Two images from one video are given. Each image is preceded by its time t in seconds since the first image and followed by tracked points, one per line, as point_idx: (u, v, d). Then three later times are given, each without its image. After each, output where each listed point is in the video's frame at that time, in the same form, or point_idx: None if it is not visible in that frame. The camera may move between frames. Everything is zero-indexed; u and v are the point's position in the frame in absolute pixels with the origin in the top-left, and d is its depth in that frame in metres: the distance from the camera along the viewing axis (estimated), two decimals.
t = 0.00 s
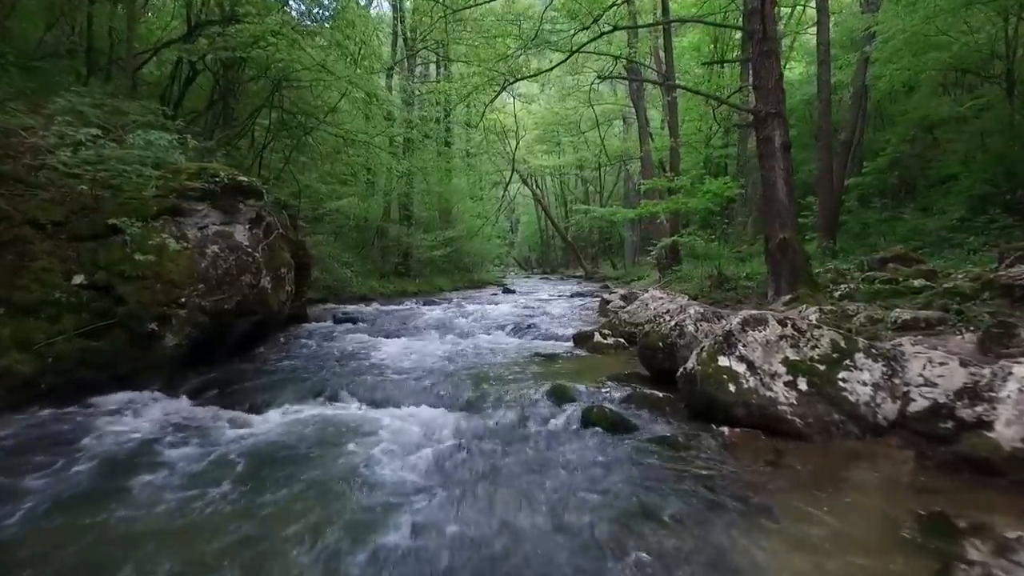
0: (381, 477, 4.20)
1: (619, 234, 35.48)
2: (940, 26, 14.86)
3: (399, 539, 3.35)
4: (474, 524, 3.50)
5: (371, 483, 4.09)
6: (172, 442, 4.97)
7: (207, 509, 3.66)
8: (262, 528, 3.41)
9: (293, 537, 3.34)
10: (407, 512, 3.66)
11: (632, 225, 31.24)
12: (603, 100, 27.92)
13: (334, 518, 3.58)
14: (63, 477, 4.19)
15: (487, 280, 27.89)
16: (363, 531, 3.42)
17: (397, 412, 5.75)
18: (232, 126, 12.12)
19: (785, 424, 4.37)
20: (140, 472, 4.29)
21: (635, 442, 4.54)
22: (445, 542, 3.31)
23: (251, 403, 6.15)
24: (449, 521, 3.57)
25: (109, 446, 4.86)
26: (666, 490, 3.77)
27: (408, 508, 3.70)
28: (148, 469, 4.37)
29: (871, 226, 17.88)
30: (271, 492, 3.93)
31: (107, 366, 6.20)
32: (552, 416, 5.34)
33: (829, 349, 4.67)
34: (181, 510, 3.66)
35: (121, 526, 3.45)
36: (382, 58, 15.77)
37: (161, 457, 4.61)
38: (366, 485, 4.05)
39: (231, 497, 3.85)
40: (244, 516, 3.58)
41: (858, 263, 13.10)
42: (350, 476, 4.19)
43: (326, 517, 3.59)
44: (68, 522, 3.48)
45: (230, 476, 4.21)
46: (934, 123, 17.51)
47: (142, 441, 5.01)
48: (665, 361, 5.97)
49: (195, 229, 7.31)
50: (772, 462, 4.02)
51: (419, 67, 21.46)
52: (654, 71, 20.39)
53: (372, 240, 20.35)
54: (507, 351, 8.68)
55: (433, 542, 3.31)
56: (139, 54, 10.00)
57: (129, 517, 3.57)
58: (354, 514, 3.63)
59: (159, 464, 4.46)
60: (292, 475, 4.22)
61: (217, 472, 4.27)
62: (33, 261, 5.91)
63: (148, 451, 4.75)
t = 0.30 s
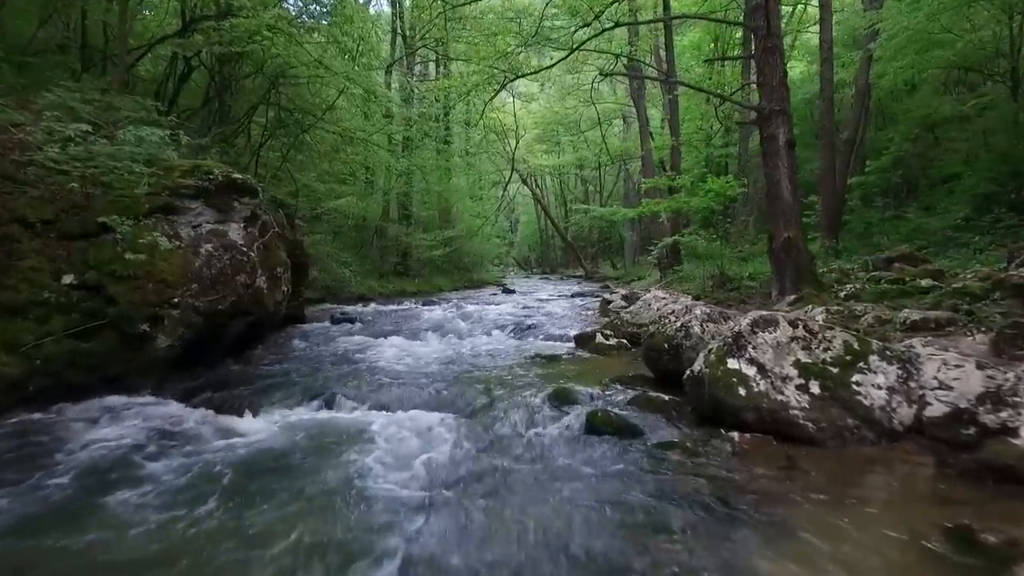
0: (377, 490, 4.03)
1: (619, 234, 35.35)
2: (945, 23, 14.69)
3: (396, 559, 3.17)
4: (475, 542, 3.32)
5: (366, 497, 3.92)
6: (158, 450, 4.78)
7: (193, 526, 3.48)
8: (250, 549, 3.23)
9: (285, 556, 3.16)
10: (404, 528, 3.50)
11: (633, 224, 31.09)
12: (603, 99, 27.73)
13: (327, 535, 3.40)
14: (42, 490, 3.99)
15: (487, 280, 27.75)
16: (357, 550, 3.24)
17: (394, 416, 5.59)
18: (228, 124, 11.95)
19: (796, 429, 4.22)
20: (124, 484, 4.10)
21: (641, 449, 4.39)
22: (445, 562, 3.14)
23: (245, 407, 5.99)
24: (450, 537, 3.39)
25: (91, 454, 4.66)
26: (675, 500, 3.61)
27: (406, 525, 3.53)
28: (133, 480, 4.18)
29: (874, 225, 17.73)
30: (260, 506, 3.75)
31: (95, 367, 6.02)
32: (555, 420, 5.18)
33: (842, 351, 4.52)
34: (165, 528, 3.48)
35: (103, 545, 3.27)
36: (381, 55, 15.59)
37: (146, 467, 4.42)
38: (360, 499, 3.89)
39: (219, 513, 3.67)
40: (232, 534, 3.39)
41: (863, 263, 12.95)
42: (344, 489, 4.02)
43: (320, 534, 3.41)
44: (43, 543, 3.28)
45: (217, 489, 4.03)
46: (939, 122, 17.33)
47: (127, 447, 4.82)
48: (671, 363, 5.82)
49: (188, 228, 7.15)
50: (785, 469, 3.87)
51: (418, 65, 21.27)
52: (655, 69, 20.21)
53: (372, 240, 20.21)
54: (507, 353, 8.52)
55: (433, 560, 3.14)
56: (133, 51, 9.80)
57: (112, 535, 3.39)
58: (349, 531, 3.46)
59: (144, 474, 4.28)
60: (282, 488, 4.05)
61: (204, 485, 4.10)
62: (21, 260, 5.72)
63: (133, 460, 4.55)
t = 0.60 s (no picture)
0: (372, 504, 3.81)
1: (619, 234, 35.20)
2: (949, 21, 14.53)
3: None
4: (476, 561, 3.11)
5: (360, 511, 3.71)
6: (140, 462, 4.54)
7: (173, 547, 3.24)
8: (233, 573, 2.98)
9: None
10: (401, 549, 3.27)
11: (633, 224, 30.93)
12: (603, 98, 27.55)
13: (318, 556, 3.17)
14: (20, 504, 3.78)
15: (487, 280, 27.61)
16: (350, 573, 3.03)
17: (392, 420, 5.43)
18: (225, 122, 11.77)
19: (810, 434, 4.05)
20: (103, 499, 3.87)
21: (649, 456, 4.22)
22: None
23: (239, 410, 5.82)
24: (449, 556, 3.19)
25: (68, 467, 4.40)
26: (687, 512, 3.44)
27: (404, 543, 3.33)
28: (112, 495, 3.94)
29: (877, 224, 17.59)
30: (246, 523, 3.51)
31: (84, 369, 5.85)
32: (558, 424, 5.02)
33: (857, 353, 4.36)
34: (140, 553, 3.21)
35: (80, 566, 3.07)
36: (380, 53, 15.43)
37: (125, 481, 4.17)
38: (353, 514, 3.67)
39: (200, 531, 3.42)
40: (218, 552, 3.19)
41: (868, 262, 12.79)
42: (337, 504, 3.80)
43: (313, 553, 3.20)
44: (14, 565, 3.06)
45: (201, 504, 3.80)
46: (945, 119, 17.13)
47: (108, 459, 4.57)
48: (677, 365, 5.65)
49: (181, 226, 6.97)
50: (801, 478, 3.69)
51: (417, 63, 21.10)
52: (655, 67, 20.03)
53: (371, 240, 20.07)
54: (508, 354, 8.36)
55: None
56: (125, 48, 9.57)
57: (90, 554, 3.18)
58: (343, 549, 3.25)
59: (124, 488, 4.04)
60: (271, 502, 3.82)
61: (188, 499, 3.86)
62: (9, 259, 5.58)
63: (115, 472, 4.31)
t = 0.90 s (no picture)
0: (366, 516, 3.65)
1: (619, 233, 35.06)
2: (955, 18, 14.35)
3: None
4: None
5: (355, 524, 3.55)
6: (121, 474, 4.31)
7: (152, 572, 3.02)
8: None
9: None
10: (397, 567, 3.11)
11: (633, 224, 30.83)
12: (602, 97, 27.38)
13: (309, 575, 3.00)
14: None
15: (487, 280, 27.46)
16: None
17: (389, 424, 5.27)
18: (221, 119, 11.57)
19: (823, 439, 3.90)
20: (79, 515, 3.65)
21: (655, 464, 4.07)
22: None
23: (233, 413, 5.67)
24: None
25: (46, 477, 4.19)
26: (698, 524, 3.30)
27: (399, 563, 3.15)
28: (91, 510, 3.73)
29: (880, 224, 17.46)
30: (231, 542, 3.30)
31: (74, 371, 5.67)
32: (561, 430, 4.87)
33: (870, 355, 4.22)
34: None
35: None
36: (378, 50, 15.24)
37: (104, 496, 3.93)
38: (347, 529, 3.49)
39: (184, 548, 3.24)
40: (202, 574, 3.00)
41: (872, 262, 12.64)
42: (330, 519, 3.61)
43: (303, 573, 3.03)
44: None
45: (184, 520, 3.58)
46: (949, 118, 16.99)
47: (87, 471, 4.33)
48: (683, 367, 5.50)
49: (174, 224, 6.82)
50: (814, 485, 3.55)
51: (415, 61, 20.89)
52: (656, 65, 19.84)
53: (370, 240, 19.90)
54: (508, 355, 8.21)
55: None
56: (117, 44, 9.38)
57: None
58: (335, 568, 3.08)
59: (103, 503, 3.82)
60: (259, 517, 3.62)
61: (170, 515, 3.65)
62: None
63: (94, 486, 4.09)
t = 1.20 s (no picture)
0: (361, 526, 3.47)
1: (619, 233, 34.87)
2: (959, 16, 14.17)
3: None
4: None
5: (349, 535, 3.38)
6: (101, 486, 4.04)
7: None
8: None
9: None
10: None
11: (633, 223, 30.65)
12: (602, 96, 27.18)
13: None
14: None
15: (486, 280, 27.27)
16: None
17: (387, 430, 5.11)
18: (217, 116, 11.36)
19: (838, 445, 3.75)
20: (59, 528, 3.42)
21: (662, 472, 3.92)
22: None
23: (227, 417, 5.51)
24: None
25: (27, 484, 4.02)
26: (708, 536, 3.15)
27: None
28: (68, 527, 3.47)
29: (882, 223, 17.32)
30: (219, 555, 3.11)
31: (63, 374, 5.51)
32: (565, 435, 4.71)
33: (886, 356, 4.06)
34: None
35: None
36: (377, 47, 15.03)
37: (83, 511, 3.66)
38: (340, 540, 3.32)
39: (168, 561, 3.07)
40: None
41: (877, 262, 12.48)
42: (323, 530, 3.40)
43: None
44: None
45: (170, 536, 3.33)
46: (952, 117, 16.86)
47: (65, 483, 4.07)
48: (689, 370, 5.34)
49: (167, 222, 6.65)
50: (831, 493, 3.40)
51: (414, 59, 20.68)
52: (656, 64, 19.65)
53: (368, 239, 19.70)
54: (508, 357, 8.03)
55: None
56: (112, 39, 9.17)
57: None
58: None
59: (81, 519, 3.55)
60: (250, 528, 3.42)
61: (154, 531, 3.40)
62: None
63: (76, 496, 3.85)
